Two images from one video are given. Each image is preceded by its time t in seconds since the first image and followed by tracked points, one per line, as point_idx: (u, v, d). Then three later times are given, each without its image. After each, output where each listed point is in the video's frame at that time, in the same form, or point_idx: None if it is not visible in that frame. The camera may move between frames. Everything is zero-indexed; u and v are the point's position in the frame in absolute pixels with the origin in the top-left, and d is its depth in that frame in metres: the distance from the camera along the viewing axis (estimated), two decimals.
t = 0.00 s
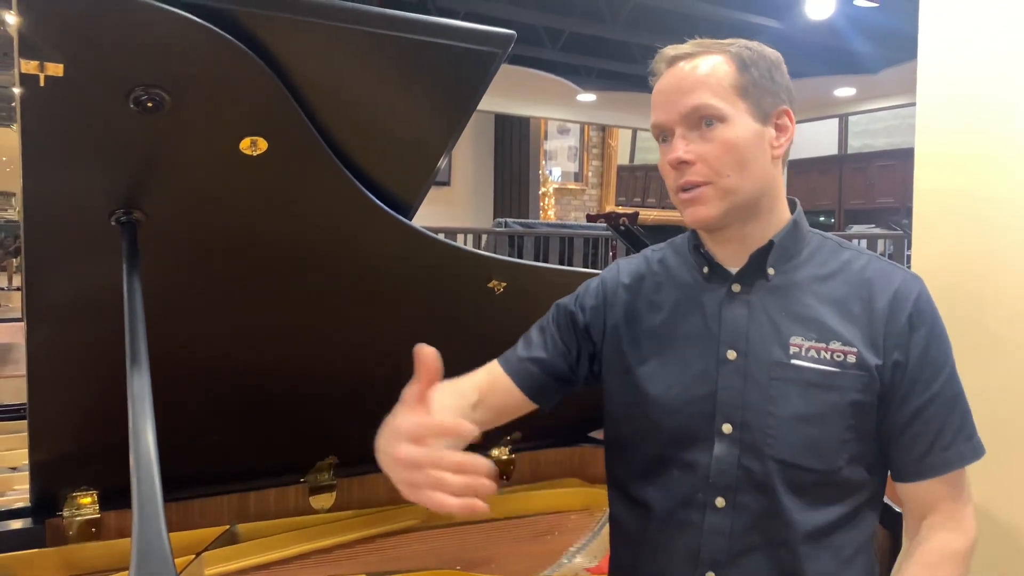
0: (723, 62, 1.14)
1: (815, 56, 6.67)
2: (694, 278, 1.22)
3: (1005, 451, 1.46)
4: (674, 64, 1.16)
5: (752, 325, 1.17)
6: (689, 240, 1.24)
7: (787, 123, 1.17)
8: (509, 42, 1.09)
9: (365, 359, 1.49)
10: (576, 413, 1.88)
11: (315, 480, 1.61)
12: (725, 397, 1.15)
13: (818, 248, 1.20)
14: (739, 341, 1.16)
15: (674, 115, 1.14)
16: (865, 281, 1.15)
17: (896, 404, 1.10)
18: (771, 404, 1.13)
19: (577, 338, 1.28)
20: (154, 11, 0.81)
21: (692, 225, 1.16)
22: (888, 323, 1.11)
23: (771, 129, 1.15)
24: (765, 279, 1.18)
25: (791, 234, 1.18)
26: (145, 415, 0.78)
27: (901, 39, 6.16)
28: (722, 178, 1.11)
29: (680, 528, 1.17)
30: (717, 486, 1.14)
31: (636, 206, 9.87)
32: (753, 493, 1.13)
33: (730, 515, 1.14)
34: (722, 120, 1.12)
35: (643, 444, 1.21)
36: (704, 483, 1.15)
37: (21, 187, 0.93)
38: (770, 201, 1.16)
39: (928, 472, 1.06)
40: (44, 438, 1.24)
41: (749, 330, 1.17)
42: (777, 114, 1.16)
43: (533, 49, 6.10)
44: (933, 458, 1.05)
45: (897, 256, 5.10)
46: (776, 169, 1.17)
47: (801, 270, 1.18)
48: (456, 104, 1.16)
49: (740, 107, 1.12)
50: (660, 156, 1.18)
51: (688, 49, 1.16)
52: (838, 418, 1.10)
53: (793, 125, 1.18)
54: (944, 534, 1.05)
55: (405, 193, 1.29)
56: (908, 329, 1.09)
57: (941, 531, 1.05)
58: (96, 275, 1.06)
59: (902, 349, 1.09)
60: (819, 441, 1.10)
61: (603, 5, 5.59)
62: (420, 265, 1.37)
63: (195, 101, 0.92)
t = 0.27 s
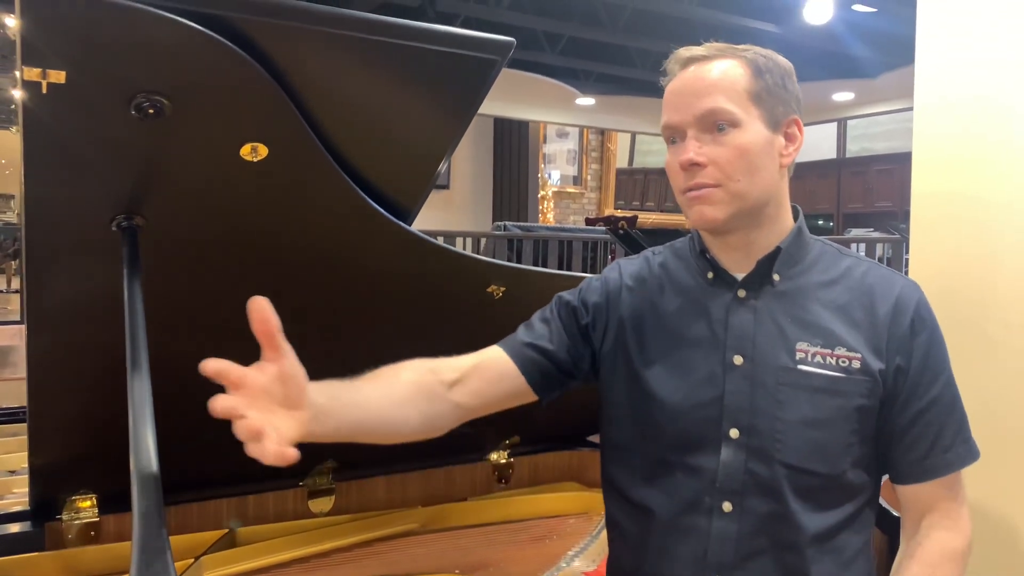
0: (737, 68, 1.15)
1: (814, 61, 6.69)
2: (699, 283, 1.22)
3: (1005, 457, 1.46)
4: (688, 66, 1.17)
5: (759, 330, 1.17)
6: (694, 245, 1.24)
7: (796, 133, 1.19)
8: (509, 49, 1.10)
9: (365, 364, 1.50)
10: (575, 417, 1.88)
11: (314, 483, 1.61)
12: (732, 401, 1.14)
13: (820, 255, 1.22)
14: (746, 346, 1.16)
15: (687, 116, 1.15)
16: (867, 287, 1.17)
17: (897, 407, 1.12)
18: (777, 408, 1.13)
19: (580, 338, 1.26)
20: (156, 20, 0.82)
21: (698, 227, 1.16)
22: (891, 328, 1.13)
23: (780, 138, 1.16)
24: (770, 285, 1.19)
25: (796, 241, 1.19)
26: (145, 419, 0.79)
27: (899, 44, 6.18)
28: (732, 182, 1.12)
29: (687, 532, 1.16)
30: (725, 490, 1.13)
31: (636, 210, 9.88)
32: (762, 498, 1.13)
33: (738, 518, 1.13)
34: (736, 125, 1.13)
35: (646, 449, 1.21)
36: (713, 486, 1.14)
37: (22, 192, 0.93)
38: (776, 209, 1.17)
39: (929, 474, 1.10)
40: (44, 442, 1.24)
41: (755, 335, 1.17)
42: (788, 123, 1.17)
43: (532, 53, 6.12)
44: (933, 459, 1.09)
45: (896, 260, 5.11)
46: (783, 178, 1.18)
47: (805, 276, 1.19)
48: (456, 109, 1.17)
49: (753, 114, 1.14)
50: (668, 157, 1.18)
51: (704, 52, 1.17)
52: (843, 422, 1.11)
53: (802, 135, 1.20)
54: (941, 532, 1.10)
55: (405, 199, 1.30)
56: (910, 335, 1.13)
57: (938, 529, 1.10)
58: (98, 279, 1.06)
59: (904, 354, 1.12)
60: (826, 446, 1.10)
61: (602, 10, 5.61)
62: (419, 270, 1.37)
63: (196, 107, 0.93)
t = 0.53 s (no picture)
0: (744, 68, 1.15)
1: (812, 62, 6.70)
2: (699, 282, 1.23)
3: (1005, 456, 1.46)
4: (694, 64, 1.17)
5: (760, 328, 1.17)
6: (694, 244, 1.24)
7: (798, 136, 1.20)
8: (507, 51, 1.10)
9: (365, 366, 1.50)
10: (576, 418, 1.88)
11: (314, 486, 1.61)
12: (734, 399, 1.14)
13: (818, 254, 1.22)
14: (747, 344, 1.16)
15: (693, 114, 1.14)
16: (865, 285, 1.18)
17: (896, 403, 1.13)
18: (780, 406, 1.13)
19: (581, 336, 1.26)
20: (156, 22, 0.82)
21: (702, 227, 1.17)
22: (889, 325, 1.14)
23: (784, 139, 1.17)
24: (770, 284, 1.19)
25: (795, 240, 1.20)
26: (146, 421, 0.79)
27: (897, 44, 6.19)
28: (737, 182, 1.13)
29: (689, 531, 1.15)
30: (728, 489, 1.13)
31: (635, 211, 9.89)
32: (765, 495, 1.13)
33: (742, 516, 1.13)
34: (741, 125, 1.13)
35: (649, 448, 1.21)
36: (717, 485, 1.14)
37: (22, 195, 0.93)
38: (777, 209, 1.18)
39: (925, 469, 1.11)
40: (44, 445, 1.24)
41: (756, 333, 1.17)
42: (790, 126, 1.19)
43: (531, 56, 6.13)
44: (929, 454, 1.10)
45: (895, 260, 5.11)
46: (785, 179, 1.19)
47: (804, 275, 1.19)
48: (456, 110, 1.17)
49: (759, 114, 1.14)
50: (673, 155, 1.18)
51: (710, 50, 1.17)
52: (844, 420, 1.11)
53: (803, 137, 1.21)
54: (937, 524, 1.11)
55: (405, 201, 1.30)
56: (907, 332, 1.14)
57: (932, 522, 1.12)
58: (98, 282, 1.07)
59: (901, 351, 1.13)
60: (827, 443, 1.10)
61: (601, 12, 5.63)
62: (419, 272, 1.37)
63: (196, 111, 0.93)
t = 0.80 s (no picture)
0: (732, 75, 1.16)
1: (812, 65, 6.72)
2: (697, 287, 1.23)
3: (1005, 460, 1.47)
4: (684, 72, 1.19)
5: (757, 333, 1.17)
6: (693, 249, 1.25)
7: (792, 140, 1.19)
8: (508, 57, 1.11)
9: (365, 369, 1.50)
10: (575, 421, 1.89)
11: (315, 489, 1.61)
12: (731, 403, 1.14)
13: (817, 260, 1.23)
14: (744, 349, 1.16)
15: (679, 122, 1.16)
16: (864, 290, 1.18)
17: (894, 410, 1.13)
18: (776, 410, 1.13)
19: (580, 340, 1.26)
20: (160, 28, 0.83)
21: (688, 232, 1.18)
22: (887, 331, 1.14)
23: (774, 145, 1.17)
24: (768, 289, 1.19)
25: (793, 246, 1.20)
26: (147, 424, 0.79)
27: (897, 47, 6.21)
28: (720, 188, 1.13)
29: (687, 535, 1.16)
30: (725, 492, 1.13)
31: (635, 213, 9.90)
32: (761, 500, 1.13)
33: (739, 520, 1.13)
34: (726, 131, 1.14)
35: (646, 452, 1.22)
36: (713, 489, 1.14)
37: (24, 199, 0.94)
38: (767, 214, 1.18)
39: (923, 475, 1.11)
40: (45, 447, 1.25)
41: (754, 338, 1.17)
42: (782, 131, 1.18)
43: (532, 58, 6.15)
44: (926, 460, 1.11)
45: (894, 263, 5.12)
46: (776, 184, 1.19)
47: (802, 280, 1.20)
48: (457, 114, 1.17)
49: (745, 120, 1.14)
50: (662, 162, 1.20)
51: (700, 58, 1.18)
52: (840, 425, 1.11)
53: (798, 142, 1.20)
54: (937, 530, 1.12)
55: (405, 205, 1.30)
56: (906, 337, 1.14)
57: (933, 527, 1.12)
58: (100, 285, 1.07)
59: (899, 356, 1.13)
60: (823, 449, 1.11)
61: (601, 15, 5.64)
62: (420, 275, 1.38)
63: (197, 115, 0.94)
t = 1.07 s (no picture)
0: (704, 83, 1.17)
1: (810, 68, 6.73)
2: (692, 291, 1.24)
3: (1002, 462, 1.47)
4: (664, 83, 1.22)
5: (749, 337, 1.18)
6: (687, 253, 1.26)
7: (772, 145, 1.18)
8: (506, 61, 1.12)
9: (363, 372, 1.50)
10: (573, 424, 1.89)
11: (313, 491, 1.62)
12: (722, 407, 1.16)
13: (815, 263, 1.22)
14: (736, 352, 1.17)
15: (652, 133, 1.20)
16: (860, 294, 1.17)
17: (889, 415, 1.12)
18: (767, 414, 1.14)
19: (575, 347, 1.28)
20: (159, 32, 0.83)
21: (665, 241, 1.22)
22: (883, 336, 1.13)
23: (749, 151, 1.16)
24: (762, 293, 1.20)
25: (788, 249, 1.20)
26: (146, 427, 0.79)
27: (895, 51, 6.23)
28: (688, 199, 1.16)
29: (680, 536, 1.17)
30: (717, 495, 1.15)
31: (634, 216, 9.91)
32: (752, 503, 1.14)
33: (729, 523, 1.14)
34: (695, 141, 1.16)
35: (640, 454, 1.23)
36: (705, 491, 1.16)
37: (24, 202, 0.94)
38: (746, 221, 1.18)
39: (918, 482, 1.09)
40: (44, 451, 1.25)
41: (746, 342, 1.18)
42: (760, 136, 1.17)
43: (531, 61, 6.16)
44: (921, 468, 1.09)
45: (892, 267, 5.14)
46: (756, 189, 1.18)
47: (797, 284, 1.20)
48: (456, 119, 1.18)
49: (715, 129, 1.15)
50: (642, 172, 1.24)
51: (678, 68, 1.20)
52: (833, 429, 1.11)
53: (780, 146, 1.19)
54: (933, 537, 1.09)
55: (403, 209, 1.31)
56: (902, 342, 1.12)
57: (931, 535, 1.09)
58: (99, 289, 1.07)
59: (895, 361, 1.12)
60: (814, 453, 1.11)
61: (599, 18, 5.65)
62: (418, 279, 1.38)
63: (197, 120, 0.94)
